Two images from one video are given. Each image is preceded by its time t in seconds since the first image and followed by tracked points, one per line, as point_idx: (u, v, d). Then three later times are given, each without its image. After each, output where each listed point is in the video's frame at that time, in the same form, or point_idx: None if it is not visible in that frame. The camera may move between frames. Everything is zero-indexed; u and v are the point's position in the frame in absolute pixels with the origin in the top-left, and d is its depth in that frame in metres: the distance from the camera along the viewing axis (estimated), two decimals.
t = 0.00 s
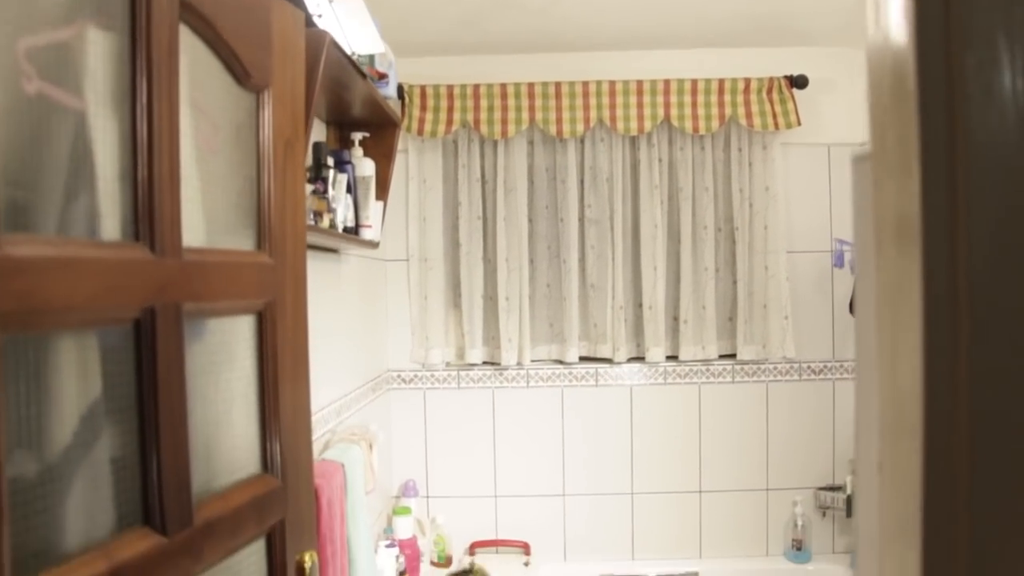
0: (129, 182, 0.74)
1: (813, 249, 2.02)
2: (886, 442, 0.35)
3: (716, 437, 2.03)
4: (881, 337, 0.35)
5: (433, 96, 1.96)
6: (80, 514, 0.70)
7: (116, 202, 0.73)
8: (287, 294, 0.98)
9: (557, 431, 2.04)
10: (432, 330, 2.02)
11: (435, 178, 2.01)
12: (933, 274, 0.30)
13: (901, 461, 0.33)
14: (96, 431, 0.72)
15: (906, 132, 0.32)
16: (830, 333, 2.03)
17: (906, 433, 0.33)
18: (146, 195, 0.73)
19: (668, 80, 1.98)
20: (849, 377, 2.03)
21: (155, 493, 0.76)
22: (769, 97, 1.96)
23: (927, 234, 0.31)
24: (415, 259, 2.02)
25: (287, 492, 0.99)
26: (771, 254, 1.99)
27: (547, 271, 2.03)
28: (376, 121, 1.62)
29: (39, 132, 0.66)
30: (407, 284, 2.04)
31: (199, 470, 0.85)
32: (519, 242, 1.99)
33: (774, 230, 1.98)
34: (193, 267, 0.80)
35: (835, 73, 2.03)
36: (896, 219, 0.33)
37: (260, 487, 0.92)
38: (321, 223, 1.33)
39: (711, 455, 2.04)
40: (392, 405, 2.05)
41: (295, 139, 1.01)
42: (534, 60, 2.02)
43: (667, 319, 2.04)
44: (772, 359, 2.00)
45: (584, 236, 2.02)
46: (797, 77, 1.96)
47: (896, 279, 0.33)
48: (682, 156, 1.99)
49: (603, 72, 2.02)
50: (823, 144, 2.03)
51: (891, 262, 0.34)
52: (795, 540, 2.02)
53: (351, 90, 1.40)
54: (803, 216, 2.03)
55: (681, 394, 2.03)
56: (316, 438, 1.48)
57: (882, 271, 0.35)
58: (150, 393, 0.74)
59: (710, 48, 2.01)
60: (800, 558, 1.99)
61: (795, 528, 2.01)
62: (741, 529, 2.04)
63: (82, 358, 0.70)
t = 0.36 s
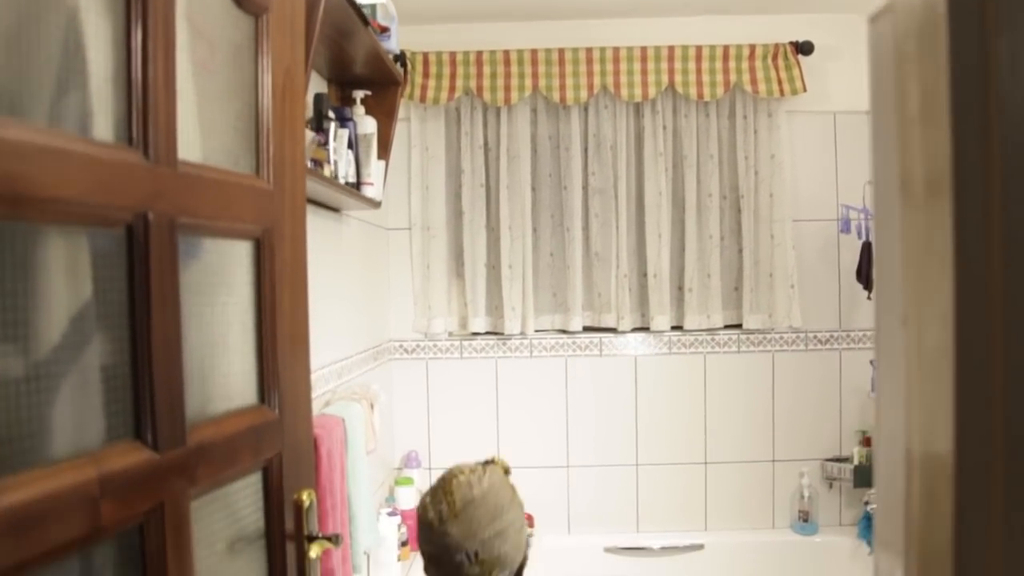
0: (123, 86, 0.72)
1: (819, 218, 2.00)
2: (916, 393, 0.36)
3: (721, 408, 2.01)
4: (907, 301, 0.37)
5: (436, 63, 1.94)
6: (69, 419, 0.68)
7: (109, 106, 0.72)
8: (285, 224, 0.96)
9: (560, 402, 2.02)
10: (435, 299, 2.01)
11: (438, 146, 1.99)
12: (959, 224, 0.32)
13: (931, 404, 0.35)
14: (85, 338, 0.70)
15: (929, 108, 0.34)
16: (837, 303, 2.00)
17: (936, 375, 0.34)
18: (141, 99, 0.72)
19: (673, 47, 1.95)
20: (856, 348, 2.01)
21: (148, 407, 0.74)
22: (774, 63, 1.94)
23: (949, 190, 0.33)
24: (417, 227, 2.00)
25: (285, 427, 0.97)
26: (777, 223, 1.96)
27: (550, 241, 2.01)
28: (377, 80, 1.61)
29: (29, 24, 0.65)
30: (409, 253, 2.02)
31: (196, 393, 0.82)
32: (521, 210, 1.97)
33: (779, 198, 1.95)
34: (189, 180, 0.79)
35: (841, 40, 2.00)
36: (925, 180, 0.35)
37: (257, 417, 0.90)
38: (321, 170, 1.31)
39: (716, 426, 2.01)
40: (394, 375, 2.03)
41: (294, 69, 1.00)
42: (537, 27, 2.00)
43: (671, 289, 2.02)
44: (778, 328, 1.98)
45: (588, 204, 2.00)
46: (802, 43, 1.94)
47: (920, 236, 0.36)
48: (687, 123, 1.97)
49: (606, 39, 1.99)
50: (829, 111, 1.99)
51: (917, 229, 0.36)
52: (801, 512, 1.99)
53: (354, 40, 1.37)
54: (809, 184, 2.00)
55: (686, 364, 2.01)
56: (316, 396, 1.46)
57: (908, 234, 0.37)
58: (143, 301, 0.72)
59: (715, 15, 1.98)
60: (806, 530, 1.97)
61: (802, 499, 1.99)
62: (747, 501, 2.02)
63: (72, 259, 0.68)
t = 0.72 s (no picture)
0: (119, 12, 0.72)
1: (823, 196, 1.98)
2: (926, 321, 0.33)
3: (725, 386, 1.99)
4: (916, 213, 0.34)
5: (438, 39, 1.93)
6: (60, 341, 0.67)
7: (105, 30, 0.71)
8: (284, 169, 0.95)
9: (563, 380, 2.00)
10: (436, 277, 2.00)
11: (439, 122, 1.98)
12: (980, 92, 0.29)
13: (945, 334, 0.31)
14: (79, 260, 0.69)
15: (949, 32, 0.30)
16: (841, 281, 1.99)
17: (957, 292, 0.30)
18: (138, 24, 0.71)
19: (675, 22, 1.94)
20: (861, 326, 1.99)
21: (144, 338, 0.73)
22: (777, 39, 1.92)
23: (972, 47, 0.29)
24: (419, 204, 1.99)
25: (284, 374, 0.95)
26: (780, 199, 1.95)
27: (552, 218, 2.00)
28: (378, 49, 1.60)
29: None
30: (412, 230, 2.01)
31: (191, 331, 0.81)
32: (523, 187, 1.96)
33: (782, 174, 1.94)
34: (187, 113, 0.78)
35: (844, 16, 1.98)
36: (935, 124, 0.31)
37: (253, 361, 0.89)
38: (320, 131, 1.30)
39: (720, 405, 2.00)
40: (395, 353, 2.02)
41: (294, 16, 1.00)
42: (539, 3, 1.98)
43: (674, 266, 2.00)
44: (781, 306, 1.97)
45: (590, 181, 1.98)
46: (805, 18, 1.92)
47: (932, 153, 0.32)
48: (689, 100, 1.95)
49: (609, 15, 1.98)
50: (833, 88, 1.98)
51: (928, 143, 0.32)
52: (805, 491, 1.98)
53: (356, 7, 1.36)
54: (812, 161, 1.98)
55: (689, 342, 1.99)
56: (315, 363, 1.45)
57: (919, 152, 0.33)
58: (138, 228, 0.71)
59: None
60: (810, 509, 1.95)
61: (806, 478, 1.98)
62: (750, 480, 2.00)
63: (66, 180, 0.67)
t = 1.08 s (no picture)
0: None
1: (826, 173, 1.97)
2: (936, 208, 0.27)
3: (728, 364, 1.98)
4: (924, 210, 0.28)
5: (439, 16, 1.93)
6: (57, 258, 0.66)
7: None
8: (284, 113, 0.95)
9: (564, 358, 1.99)
10: (438, 254, 1.99)
11: (441, 99, 1.97)
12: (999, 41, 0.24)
13: (959, 225, 0.26)
14: (76, 178, 0.69)
15: None
16: (844, 258, 1.98)
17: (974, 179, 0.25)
18: None
19: None
20: (864, 303, 1.98)
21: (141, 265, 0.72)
22: (779, 15, 1.91)
23: None
24: (420, 180, 1.99)
25: (283, 319, 0.94)
26: (782, 176, 1.94)
27: (553, 195, 1.99)
28: (380, 19, 1.60)
29: None
30: (413, 207, 2.01)
31: (189, 264, 0.80)
32: (525, 163, 1.95)
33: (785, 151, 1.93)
34: (187, 43, 0.77)
35: None
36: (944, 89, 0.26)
37: (252, 302, 0.88)
38: (320, 91, 1.29)
39: (722, 383, 1.99)
40: (396, 330, 2.01)
41: None
42: None
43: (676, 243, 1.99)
44: (784, 283, 1.96)
45: (592, 158, 1.97)
46: None
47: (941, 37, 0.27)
48: (691, 76, 1.94)
49: None
50: (835, 65, 1.97)
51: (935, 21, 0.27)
52: (808, 469, 1.97)
53: None
54: (815, 138, 1.97)
55: (691, 320, 1.98)
56: (315, 328, 1.44)
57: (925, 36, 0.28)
58: (137, 151, 0.71)
59: None
60: (813, 487, 1.94)
61: (809, 456, 1.97)
62: (753, 458, 1.99)
63: (65, 96, 0.67)
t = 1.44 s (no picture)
0: None
1: (828, 151, 1.97)
2: (939, 136, 0.31)
3: (730, 343, 1.98)
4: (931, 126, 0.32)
5: None
6: (56, 176, 0.66)
7: None
8: (285, 59, 0.94)
9: (565, 336, 1.99)
10: (439, 232, 1.99)
11: (443, 77, 1.97)
12: None
13: (963, 162, 0.30)
14: (75, 100, 0.68)
15: None
16: (846, 236, 1.97)
17: (977, 67, 0.29)
18: None
19: None
20: (866, 282, 1.97)
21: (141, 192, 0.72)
22: None
23: None
24: (421, 158, 1.98)
25: (283, 265, 0.94)
26: (783, 155, 1.94)
27: (554, 173, 1.98)
28: None
29: None
30: (414, 185, 2.00)
31: (189, 197, 0.80)
32: (526, 141, 1.95)
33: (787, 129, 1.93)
34: None
35: None
36: None
37: (252, 243, 0.88)
38: (323, 56, 1.29)
39: (724, 362, 1.98)
40: (397, 309, 2.01)
41: None
42: None
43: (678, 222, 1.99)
44: (786, 261, 1.95)
45: (593, 136, 1.97)
46: None
47: None
48: (693, 54, 1.93)
49: None
50: (837, 44, 1.97)
51: None
52: (811, 448, 1.96)
53: None
54: (817, 116, 1.97)
55: (693, 298, 1.97)
56: (316, 295, 1.44)
57: None
58: (137, 76, 0.71)
59: None
60: (816, 466, 1.94)
61: (812, 435, 1.96)
62: (755, 437, 1.99)
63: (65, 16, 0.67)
